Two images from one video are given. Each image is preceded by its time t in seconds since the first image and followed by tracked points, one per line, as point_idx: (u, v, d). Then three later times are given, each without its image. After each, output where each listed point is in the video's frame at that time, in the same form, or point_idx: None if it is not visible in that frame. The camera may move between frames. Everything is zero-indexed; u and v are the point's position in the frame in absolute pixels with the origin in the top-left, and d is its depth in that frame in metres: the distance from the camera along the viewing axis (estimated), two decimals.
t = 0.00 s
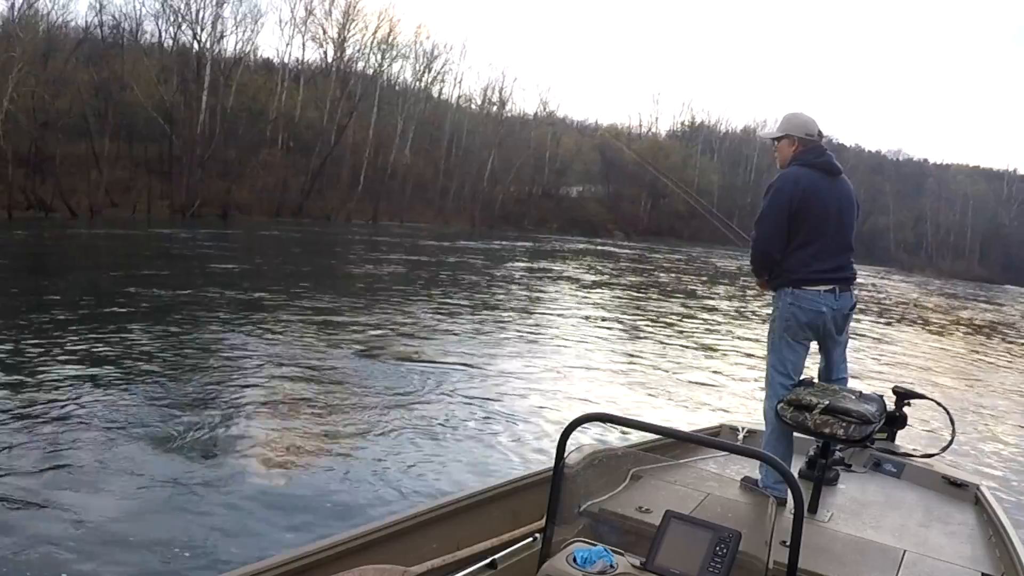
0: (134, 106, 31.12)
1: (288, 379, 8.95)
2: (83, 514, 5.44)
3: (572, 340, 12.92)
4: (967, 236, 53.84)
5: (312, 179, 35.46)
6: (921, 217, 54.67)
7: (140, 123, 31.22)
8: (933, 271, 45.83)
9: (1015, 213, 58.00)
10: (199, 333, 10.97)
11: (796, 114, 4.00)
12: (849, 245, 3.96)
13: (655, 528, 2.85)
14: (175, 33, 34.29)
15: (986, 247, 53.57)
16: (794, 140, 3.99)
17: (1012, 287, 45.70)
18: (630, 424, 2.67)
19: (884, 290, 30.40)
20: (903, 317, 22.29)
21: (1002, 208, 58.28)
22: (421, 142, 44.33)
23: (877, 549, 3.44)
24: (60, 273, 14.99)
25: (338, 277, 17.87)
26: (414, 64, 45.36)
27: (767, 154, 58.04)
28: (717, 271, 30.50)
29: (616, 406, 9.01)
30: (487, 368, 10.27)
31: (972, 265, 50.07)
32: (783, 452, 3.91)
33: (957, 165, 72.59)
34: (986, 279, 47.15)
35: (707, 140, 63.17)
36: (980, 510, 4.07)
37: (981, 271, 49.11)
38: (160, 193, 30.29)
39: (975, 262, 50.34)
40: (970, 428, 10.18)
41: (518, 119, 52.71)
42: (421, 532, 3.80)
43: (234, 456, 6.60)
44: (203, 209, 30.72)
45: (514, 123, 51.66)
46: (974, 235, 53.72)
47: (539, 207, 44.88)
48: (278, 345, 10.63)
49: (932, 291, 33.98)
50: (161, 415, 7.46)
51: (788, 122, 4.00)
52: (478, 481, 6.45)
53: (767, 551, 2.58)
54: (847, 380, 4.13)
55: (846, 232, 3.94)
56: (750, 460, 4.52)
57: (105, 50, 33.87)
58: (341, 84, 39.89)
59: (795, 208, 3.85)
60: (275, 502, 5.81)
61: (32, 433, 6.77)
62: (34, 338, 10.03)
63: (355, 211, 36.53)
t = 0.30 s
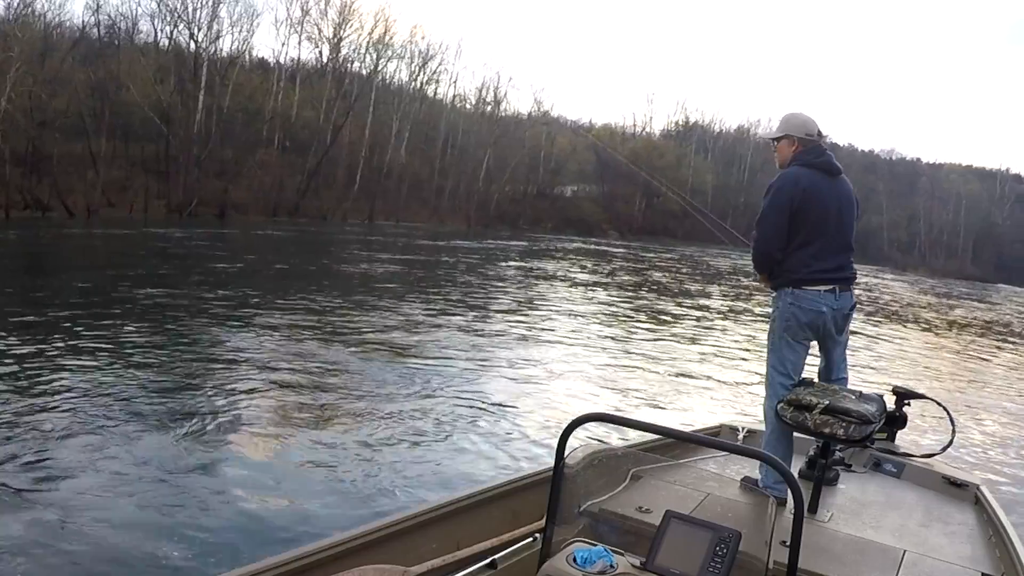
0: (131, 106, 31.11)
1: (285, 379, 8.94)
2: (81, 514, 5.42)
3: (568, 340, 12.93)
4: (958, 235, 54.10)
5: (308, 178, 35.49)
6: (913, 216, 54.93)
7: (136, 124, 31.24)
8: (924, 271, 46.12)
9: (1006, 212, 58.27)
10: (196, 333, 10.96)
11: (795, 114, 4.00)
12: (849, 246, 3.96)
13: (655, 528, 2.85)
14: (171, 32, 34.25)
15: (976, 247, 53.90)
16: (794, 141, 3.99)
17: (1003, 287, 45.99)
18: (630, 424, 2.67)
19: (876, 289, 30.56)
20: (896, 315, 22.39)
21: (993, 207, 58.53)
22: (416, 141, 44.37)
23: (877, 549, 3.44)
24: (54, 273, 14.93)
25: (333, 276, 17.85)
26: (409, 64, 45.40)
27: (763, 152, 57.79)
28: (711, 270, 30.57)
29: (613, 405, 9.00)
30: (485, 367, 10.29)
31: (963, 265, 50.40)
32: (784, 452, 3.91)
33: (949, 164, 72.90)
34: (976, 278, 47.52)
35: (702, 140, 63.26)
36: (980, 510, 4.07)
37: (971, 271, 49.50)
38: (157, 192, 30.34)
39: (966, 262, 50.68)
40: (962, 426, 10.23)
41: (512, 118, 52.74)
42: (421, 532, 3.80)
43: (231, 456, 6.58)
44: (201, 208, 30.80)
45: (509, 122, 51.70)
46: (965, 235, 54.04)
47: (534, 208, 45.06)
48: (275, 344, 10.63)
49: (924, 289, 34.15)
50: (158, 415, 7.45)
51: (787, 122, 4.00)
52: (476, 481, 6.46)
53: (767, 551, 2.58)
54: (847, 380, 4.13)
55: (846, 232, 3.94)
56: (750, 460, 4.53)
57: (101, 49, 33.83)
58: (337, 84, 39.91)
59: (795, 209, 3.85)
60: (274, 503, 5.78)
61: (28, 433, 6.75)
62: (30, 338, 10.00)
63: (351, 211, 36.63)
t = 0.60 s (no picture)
0: (128, 105, 31.04)
1: (282, 377, 8.94)
2: (79, 513, 5.43)
3: (564, 338, 12.92)
4: (952, 234, 54.04)
5: (306, 178, 35.40)
6: (908, 215, 54.91)
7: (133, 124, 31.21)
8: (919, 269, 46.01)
9: (1000, 210, 58.27)
10: (194, 332, 10.94)
11: (796, 113, 4.00)
12: (850, 245, 3.97)
13: (654, 528, 2.85)
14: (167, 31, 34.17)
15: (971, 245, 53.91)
16: (794, 141, 3.99)
17: (998, 286, 46.04)
18: (631, 423, 2.67)
19: (872, 288, 30.62)
20: (891, 314, 22.39)
21: (988, 205, 58.48)
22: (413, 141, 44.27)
23: (876, 549, 3.44)
24: (50, 272, 14.89)
25: (329, 275, 17.83)
26: (405, 63, 45.32)
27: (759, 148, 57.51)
28: (707, 268, 30.55)
29: (609, 404, 8.97)
30: (483, 366, 10.30)
31: (958, 263, 50.40)
32: (783, 452, 3.91)
33: (944, 163, 72.94)
34: (971, 277, 47.53)
35: (698, 139, 63.20)
36: (980, 510, 4.07)
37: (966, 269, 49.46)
38: (155, 191, 30.30)
39: (961, 260, 50.66)
40: (956, 425, 10.25)
41: (508, 117, 52.70)
42: (420, 532, 3.79)
43: (228, 455, 6.58)
44: (198, 207, 30.75)
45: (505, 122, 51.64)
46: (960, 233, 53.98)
47: (529, 206, 45.01)
48: (272, 343, 10.63)
49: (919, 288, 34.19)
50: (155, 415, 7.43)
51: (788, 122, 4.00)
52: (475, 480, 6.47)
53: (766, 550, 2.59)
54: (847, 380, 4.13)
55: (847, 231, 3.95)
56: (750, 460, 4.54)
57: (96, 48, 33.73)
58: (333, 83, 39.86)
59: (797, 208, 3.85)
60: (271, 502, 5.78)
61: (26, 433, 6.74)
62: (28, 337, 9.98)
63: (347, 209, 36.58)
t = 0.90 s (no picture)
0: (125, 105, 30.97)
1: (281, 377, 8.93)
2: (77, 512, 5.43)
3: (561, 338, 12.89)
4: (946, 233, 53.83)
5: (302, 177, 35.35)
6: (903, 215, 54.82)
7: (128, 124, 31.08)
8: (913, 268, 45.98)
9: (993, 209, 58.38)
10: (192, 332, 10.93)
11: (797, 113, 4.00)
12: (850, 244, 3.96)
13: (655, 527, 2.84)
14: (164, 31, 34.14)
15: (964, 243, 53.77)
16: (795, 141, 3.98)
17: (992, 284, 46.09)
18: (630, 423, 2.67)
19: (869, 287, 30.63)
20: (886, 313, 22.39)
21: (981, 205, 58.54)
22: (409, 140, 44.19)
23: (876, 549, 3.44)
24: (46, 272, 14.86)
25: (324, 275, 17.78)
26: (401, 63, 45.26)
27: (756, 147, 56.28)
28: (702, 268, 30.53)
29: (605, 404, 8.93)
30: (481, 366, 10.30)
31: (951, 262, 50.40)
32: (783, 452, 3.91)
33: (939, 162, 72.95)
34: (965, 276, 47.54)
35: (693, 140, 63.18)
36: (980, 510, 4.07)
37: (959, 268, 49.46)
38: (151, 190, 30.24)
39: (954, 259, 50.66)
40: (952, 423, 10.25)
41: (503, 117, 52.68)
42: (420, 532, 3.78)
43: (224, 455, 6.56)
44: (195, 207, 30.65)
45: (500, 122, 51.59)
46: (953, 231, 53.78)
47: (525, 205, 44.88)
48: (270, 343, 10.62)
49: (913, 287, 34.21)
50: (153, 415, 7.42)
51: (789, 122, 3.99)
52: (474, 479, 6.47)
53: (767, 550, 2.59)
54: (847, 381, 4.13)
55: (847, 230, 3.94)
56: (750, 460, 4.54)
57: (93, 48, 33.67)
58: (329, 83, 39.81)
59: (797, 208, 3.85)
60: (266, 502, 5.77)
61: (24, 432, 6.74)
62: (24, 337, 9.98)
63: (344, 209, 36.51)
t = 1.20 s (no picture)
0: (122, 106, 30.94)
1: (278, 378, 8.95)
2: (74, 512, 5.43)
3: (557, 338, 12.91)
4: (939, 232, 53.77)
5: (298, 177, 35.36)
6: (896, 215, 54.90)
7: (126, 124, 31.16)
8: (906, 267, 46.13)
9: (986, 207, 58.50)
10: (190, 333, 10.93)
11: (797, 113, 4.00)
12: (850, 245, 3.96)
13: (655, 527, 2.84)
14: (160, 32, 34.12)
15: (957, 242, 53.64)
16: (796, 141, 3.99)
17: (986, 283, 46.20)
18: (631, 423, 2.67)
19: (863, 287, 30.70)
20: (880, 312, 22.47)
21: (974, 204, 58.56)
22: (404, 141, 44.19)
23: (876, 549, 3.44)
24: (43, 273, 14.84)
25: (319, 275, 17.77)
26: (396, 64, 45.23)
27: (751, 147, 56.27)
28: (697, 268, 30.56)
29: (603, 405, 8.93)
30: (478, 366, 10.33)
31: (944, 262, 50.46)
32: (783, 451, 3.91)
33: (933, 162, 73.10)
34: (958, 275, 47.64)
35: (689, 139, 63.19)
36: (980, 510, 4.08)
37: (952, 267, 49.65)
38: (148, 191, 30.22)
39: (947, 258, 50.76)
40: (947, 422, 10.27)
41: (498, 117, 52.71)
42: (419, 532, 3.78)
43: (223, 456, 6.55)
44: (192, 207, 30.63)
45: (496, 123, 51.63)
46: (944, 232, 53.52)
47: (519, 206, 44.93)
48: (267, 344, 10.63)
49: (907, 286, 34.30)
50: (150, 416, 7.42)
51: (790, 122, 4.00)
52: (471, 480, 6.48)
53: (767, 550, 2.59)
54: (847, 380, 4.14)
55: (847, 230, 3.95)
56: (750, 460, 4.54)
57: (89, 49, 33.64)
58: (325, 84, 39.83)
59: (799, 208, 3.85)
60: (263, 503, 5.76)
61: (21, 433, 6.74)
62: (22, 338, 9.99)
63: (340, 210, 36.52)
